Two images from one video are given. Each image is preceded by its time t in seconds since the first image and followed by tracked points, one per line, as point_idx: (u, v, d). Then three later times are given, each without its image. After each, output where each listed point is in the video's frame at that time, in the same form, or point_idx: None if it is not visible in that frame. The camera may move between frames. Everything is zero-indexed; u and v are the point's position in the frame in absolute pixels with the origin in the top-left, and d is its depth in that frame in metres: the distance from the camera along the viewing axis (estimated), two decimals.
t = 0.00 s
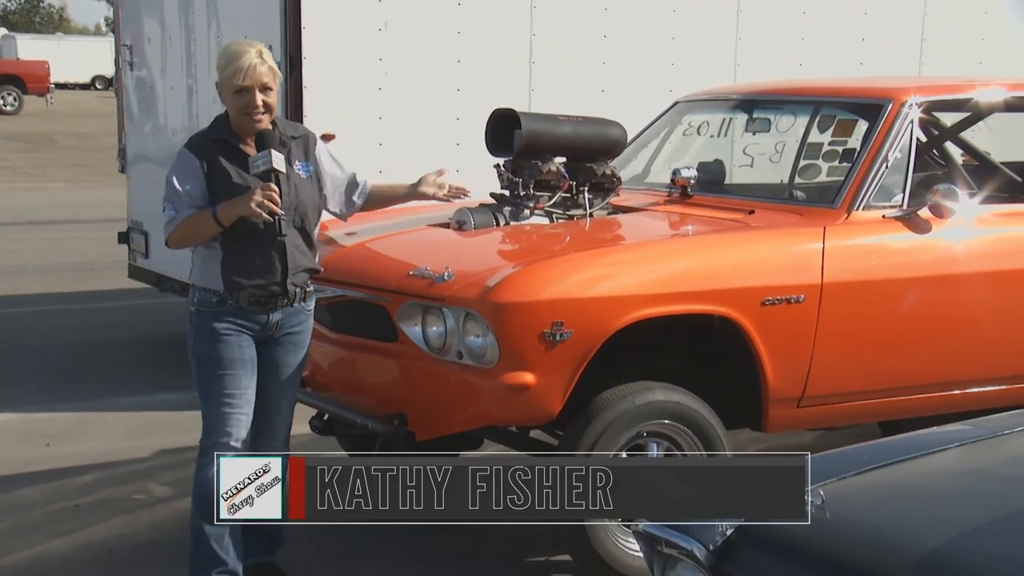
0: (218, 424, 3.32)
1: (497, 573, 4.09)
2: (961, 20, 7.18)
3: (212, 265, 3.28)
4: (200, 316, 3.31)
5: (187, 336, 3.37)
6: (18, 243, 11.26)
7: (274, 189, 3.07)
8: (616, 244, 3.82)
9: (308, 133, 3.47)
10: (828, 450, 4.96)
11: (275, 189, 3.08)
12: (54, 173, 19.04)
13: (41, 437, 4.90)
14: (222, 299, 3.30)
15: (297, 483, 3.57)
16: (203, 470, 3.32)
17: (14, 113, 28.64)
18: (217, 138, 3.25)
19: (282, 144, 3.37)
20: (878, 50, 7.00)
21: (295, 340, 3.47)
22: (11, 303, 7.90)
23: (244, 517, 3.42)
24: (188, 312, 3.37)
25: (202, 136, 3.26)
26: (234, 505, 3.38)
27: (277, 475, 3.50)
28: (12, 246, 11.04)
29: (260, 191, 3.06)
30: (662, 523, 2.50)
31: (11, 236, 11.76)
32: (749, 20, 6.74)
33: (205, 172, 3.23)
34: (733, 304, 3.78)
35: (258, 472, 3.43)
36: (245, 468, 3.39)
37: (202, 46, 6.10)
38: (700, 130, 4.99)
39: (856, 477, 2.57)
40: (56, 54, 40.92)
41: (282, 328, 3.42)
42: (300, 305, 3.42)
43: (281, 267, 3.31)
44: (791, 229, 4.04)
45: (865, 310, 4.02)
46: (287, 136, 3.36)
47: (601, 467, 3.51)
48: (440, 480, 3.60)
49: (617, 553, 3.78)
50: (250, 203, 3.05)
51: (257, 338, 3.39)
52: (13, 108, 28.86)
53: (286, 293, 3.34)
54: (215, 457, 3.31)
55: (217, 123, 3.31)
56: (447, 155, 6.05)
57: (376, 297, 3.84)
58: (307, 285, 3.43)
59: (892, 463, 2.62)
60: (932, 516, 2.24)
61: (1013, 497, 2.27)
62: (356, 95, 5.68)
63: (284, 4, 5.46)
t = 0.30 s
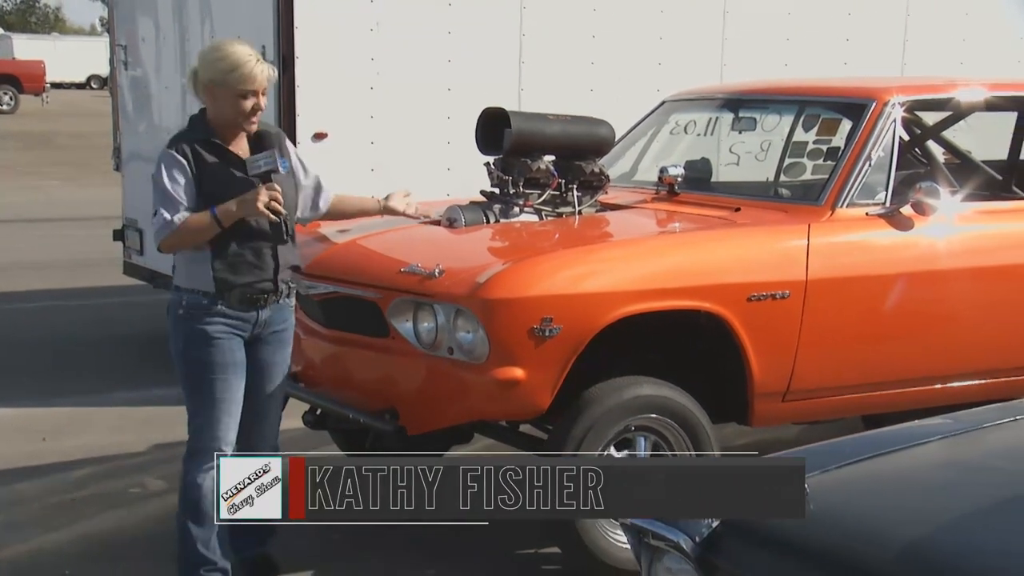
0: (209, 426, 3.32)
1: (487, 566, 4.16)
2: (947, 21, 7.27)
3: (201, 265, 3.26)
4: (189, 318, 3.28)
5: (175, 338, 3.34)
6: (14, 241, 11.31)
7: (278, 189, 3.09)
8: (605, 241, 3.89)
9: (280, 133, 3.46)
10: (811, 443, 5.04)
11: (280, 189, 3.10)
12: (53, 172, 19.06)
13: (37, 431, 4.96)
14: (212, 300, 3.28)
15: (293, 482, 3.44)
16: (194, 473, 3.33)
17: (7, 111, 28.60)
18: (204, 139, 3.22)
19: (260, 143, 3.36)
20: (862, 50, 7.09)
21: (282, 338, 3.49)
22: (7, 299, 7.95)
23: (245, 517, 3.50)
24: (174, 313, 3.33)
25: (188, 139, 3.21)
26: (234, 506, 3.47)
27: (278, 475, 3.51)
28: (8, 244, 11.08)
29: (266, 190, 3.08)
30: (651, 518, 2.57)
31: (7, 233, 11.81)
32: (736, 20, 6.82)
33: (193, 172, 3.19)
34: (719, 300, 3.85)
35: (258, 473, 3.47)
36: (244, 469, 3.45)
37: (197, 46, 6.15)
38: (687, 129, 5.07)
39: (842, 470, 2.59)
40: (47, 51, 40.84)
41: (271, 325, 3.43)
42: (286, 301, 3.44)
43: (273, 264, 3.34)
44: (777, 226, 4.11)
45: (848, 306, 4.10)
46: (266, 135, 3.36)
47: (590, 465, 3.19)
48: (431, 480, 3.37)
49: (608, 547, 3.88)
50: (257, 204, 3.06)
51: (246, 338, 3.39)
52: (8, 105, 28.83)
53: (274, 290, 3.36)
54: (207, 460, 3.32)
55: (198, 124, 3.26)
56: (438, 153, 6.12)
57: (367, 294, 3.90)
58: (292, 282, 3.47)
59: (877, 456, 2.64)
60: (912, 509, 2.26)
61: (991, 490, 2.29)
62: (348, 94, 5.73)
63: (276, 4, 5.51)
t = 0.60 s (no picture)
0: (195, 424, 3.34)
1: (477, 555, 4.24)
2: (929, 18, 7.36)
3: (180, 262, 3.28)
4: (170, 317, 3.29)
5: (155, 339, 3.33)
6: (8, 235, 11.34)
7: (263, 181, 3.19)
8: (592, 235, 3.96)
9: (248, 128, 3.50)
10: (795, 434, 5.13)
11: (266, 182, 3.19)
12: (48, 167, 19.07)
13: (34, 423, 5.01)
14: (194, 297, 3.29)
15: (292, 483, 3.10)
16: (183, 470, 3.35)
17: None
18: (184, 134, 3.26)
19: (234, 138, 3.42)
20: (845, 47, 7.17)
21: (262, 334, 3.53)
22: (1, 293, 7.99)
23: (245, 518, 3.40)
24: (153, 312, 3.32)
25: (166, 134, 3.23)
26: (234, 506, 3.40)
27: (277, 475, 3.36)
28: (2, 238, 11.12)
29: (254, 184, 3.16)
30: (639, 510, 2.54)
31: None
32: (721, 18, 6.90)
33: (173, 165, 3.21)
34: (704, 293, 3.94)
35: (258, 473, 3.37)
36: (244, 469, 3.39)
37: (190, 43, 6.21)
38: (673, 125, 5.15)
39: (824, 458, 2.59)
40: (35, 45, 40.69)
41: (252, 320, 3.46)
42: (265, 295, 3.48)
43: (253, 258, 3.41)
44: (760, 220, 4.19)
45: (831, 299, 4.18)
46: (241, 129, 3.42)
47: (466, 465, 2.96)
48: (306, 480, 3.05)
49: (598, 538, 3.97)
50: (246, 198, 3.14)
51: (228, 334, 3.41)
52: None
53: (253, 284, 3.41)
54: (194, 458, 3.35)
55: (173, 118, 3.29)
56: (428, 149, 6.18)
57: (358, 288, 3.97)
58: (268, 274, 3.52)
59: (860, 444, 2.64)
60: (890, 495, 2.27)
61: (967, 476, 2.31)
62: (339, 90, 5.79)
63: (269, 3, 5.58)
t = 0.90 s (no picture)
0: (181, 424, 3.40)
1: (469, 548, 4.31)
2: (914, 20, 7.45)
3: (161, 262, 3.32)
4: (152, 319, 3.33)
5: (138, 343, 3.39)
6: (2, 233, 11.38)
7: (229, 175, 3.10)
8: (582, 233, 4.04)
9: (250, 129, 3.51)
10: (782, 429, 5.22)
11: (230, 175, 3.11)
12: (42, 165, 19.09)
13: (31, 418, 5.08)
14: (172, 299, 3.33)
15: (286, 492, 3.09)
16: (171, 469, 3.41)
17: None
18: (161, 129, 3.27)
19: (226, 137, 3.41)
20: (831, 48, 7.26)
21: (248, 334, 3.55)
22: None
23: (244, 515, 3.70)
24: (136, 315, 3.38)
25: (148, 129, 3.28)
26: (235, 504, 3.70)
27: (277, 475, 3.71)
28: None
29: (215, 176, 3.10)
30: (625, 496, 2.45)
31: None
32: (708, 20, 6.98)
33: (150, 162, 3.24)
34: (691, 290, 4.01)
35: (258, 473, 3.68)
36: (244, 469, 3.66)
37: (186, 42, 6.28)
38: (661, 124, 5.23)
39: (806, 455, 2.57)
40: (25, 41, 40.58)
41: (236, 322, 3.49)
42: (248, 297, 3.49)
43: (232, 261, 3.37)
44: (747, 218, 4.27)
45: (816, 296, 4.26)
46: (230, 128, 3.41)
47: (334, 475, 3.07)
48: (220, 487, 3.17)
49: (584, 529, 4.04)
50: (205, 189, 3.08)
51: (212, 335, 3.44)
52: None
53: (238, 287, 3.41)
54: (181, 457, 3.41)
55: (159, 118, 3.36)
56: (421, 148, 6.24)
57: (352, 285, 4.03)
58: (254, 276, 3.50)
59: (842, 442, 2.63)
60: (871, 490, 2.25)
61: (946, 471, 2.32)
62: (332, 90, 5.85)
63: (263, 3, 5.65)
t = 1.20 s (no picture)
0: (172, 425, 3.45)
1: (461, 542, 4.39)
2: (899, 22, 7.55)
3: (145, 265, 3.33)
4: (139, 322, 3.37)
5: (131, 345, 3.45)
6: None
7: (196, 177, 3.11)
8: (571, 232, 4.11)
9: (246, 135, 3.51)
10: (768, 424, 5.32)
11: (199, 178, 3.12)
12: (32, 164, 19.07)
13: (28, 414, 5.13)
14: (157, 301, 3.34)
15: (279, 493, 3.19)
16: (165, 469, 3.48)
17: None
18: (151, 131, 3.28)
19: (216, 143, 3.41)
20: (816, 50, 7.35)
21: (240, 329, 3.50)
22: None
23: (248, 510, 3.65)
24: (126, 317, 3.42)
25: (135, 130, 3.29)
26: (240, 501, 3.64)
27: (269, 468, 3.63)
28: None
29: (181, 179, 3.11)
30: (614, 489, 2.47)
31: None
32: (696, 21, 7.06)
33: (132, 165, 3.24)
34: (678, 288, 4.08)
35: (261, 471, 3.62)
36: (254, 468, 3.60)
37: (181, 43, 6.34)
38: (649, 125, 5.31)
39: (792, 449, 2.57)
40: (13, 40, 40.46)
41: (226, 322, 3.45)
42: (239, 298, 3.46)
43: (214, 265, 3.35)
44: (734, 218, 4.35)
45: (801, 293, 4.35)
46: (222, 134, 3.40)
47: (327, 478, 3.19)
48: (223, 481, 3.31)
49: (573, 523, 4.12)
50: (171, 192, 3.09)
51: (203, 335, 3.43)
52: None
53: (221, 287, 3.38)
54: (173, 458, 3.47)
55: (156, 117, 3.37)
56: (412, 148, 6.31)
57: (344, 283, 4.10)
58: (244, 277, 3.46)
59: (826, 436, 2.64)
60: (856, 483, 2.27)
61: (928, 462, 2.34)
62: (325, 91, 5.91)
63: (256, 6, 5.71)
